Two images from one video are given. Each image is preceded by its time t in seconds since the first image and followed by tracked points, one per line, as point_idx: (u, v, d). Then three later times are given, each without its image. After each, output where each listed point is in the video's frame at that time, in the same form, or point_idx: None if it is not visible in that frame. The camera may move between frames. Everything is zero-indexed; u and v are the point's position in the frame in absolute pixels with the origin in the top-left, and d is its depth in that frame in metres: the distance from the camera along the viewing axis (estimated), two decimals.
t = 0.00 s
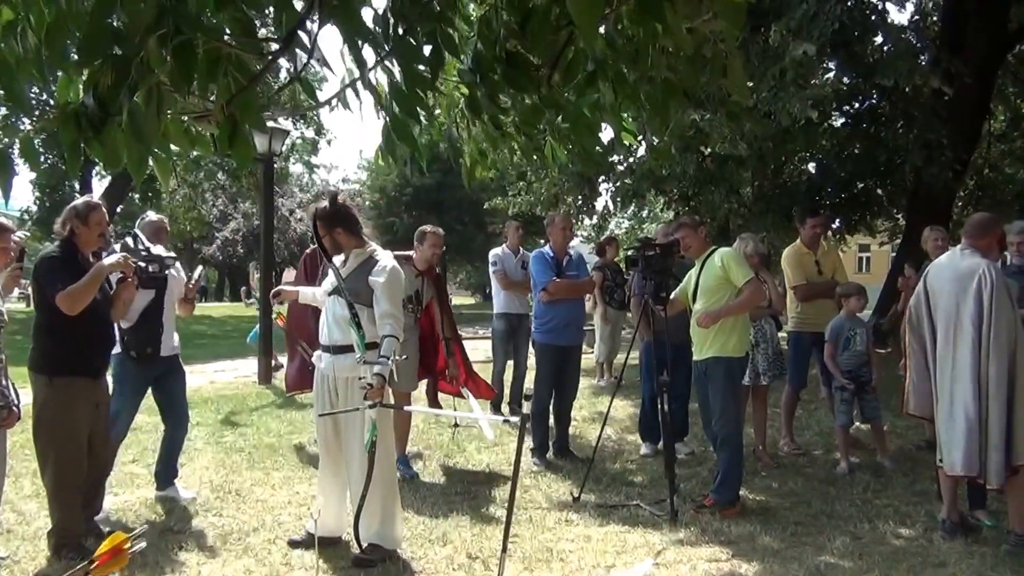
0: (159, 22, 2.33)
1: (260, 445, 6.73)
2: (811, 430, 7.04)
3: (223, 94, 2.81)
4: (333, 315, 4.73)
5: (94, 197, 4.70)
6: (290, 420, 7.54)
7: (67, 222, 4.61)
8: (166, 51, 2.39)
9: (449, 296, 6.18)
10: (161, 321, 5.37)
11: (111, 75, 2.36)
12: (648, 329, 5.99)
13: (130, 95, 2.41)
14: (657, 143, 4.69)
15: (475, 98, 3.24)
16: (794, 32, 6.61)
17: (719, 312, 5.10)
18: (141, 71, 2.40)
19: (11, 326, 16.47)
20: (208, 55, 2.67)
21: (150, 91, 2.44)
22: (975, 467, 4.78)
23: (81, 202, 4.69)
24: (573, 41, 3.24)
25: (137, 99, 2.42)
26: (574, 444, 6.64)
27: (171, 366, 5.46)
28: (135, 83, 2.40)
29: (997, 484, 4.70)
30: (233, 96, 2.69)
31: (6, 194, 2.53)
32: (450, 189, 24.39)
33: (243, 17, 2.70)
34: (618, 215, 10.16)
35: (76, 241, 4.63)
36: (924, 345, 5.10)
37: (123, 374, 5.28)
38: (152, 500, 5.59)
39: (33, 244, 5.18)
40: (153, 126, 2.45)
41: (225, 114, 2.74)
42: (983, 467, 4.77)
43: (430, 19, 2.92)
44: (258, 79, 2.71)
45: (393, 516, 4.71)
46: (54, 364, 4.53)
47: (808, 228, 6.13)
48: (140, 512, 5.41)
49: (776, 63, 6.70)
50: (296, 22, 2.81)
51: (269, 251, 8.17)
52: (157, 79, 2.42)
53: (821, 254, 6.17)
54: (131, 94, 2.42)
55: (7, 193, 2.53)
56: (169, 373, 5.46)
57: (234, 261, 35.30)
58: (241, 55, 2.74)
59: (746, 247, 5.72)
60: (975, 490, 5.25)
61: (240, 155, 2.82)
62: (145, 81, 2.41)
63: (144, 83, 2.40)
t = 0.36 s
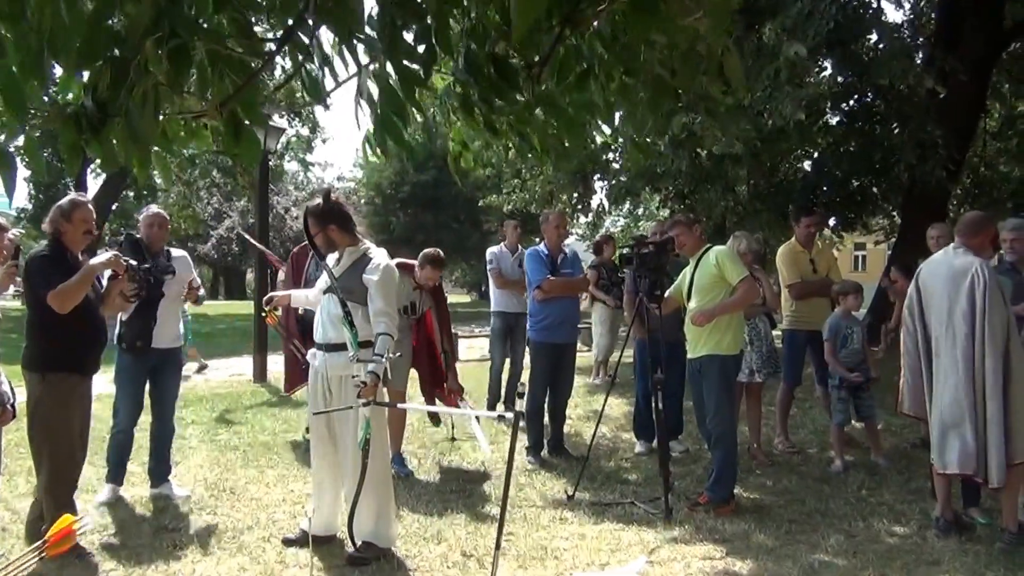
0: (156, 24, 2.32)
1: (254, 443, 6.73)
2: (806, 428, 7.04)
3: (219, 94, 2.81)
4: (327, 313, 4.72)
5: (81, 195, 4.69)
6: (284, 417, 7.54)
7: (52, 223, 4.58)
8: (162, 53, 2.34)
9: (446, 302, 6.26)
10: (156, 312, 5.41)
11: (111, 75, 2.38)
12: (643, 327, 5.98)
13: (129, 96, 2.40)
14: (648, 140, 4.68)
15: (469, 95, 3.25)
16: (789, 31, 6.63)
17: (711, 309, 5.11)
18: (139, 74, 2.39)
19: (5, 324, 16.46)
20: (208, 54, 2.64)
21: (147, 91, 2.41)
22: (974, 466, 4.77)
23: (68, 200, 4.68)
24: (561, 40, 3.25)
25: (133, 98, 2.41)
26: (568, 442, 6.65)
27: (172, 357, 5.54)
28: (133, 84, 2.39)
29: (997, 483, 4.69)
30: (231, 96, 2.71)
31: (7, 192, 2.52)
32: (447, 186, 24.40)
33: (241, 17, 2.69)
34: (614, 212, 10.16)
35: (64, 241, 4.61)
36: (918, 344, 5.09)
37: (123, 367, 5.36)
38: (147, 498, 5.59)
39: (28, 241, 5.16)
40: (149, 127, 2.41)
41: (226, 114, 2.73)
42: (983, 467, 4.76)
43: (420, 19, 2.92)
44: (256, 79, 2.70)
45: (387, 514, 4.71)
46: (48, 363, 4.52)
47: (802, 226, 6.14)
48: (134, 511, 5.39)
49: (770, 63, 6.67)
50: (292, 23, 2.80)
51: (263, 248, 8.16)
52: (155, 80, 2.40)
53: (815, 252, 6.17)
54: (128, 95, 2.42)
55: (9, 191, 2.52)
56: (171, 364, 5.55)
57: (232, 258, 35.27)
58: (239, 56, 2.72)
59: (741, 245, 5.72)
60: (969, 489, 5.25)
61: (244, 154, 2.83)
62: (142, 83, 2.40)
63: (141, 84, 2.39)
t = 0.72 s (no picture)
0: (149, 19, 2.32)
1: (249, 441, 6.73)
2: (800, 426, 7.06)
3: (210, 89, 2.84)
4: (323, 311, 4.72)
5: (78, 196, 4.68)
6: (280, 416, 7.53)
7: (46, 221, 4.59)
8: (155, 49, 2.35)
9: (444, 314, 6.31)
10: (127, 312, 5.37)
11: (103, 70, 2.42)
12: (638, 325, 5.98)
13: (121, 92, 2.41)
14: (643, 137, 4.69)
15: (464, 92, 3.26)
16: (783, 31, 6.65)
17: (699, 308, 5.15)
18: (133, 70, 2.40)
19: None
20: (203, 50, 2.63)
21: (140, 87, 2.42)
22: (960, 463, 4.79)
23: (64, 200, 4.67)
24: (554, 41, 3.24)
25: (127, 94, 2.42)
26: (563, 440, 6.66)
27: (151, 355, 5.46)
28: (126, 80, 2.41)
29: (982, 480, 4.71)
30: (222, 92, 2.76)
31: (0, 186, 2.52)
32: (441, 185, 24.40)
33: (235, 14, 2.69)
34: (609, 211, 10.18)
35: (58, 239, 4.60)
36: (909, 342, 5.11)
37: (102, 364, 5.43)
38: (142, 496, 5.58)
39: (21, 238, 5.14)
40: (140, 122, 2.44)
41: (219, 111, 2.74)
42: (969, 464, 4.78)
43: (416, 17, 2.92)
44: (250, 75, 2.69)
45: (382, 513, 4.71)
46: (38, 361, 4.49)
47: (796, 225, 6.16)
48: (129, 509, 5.39)
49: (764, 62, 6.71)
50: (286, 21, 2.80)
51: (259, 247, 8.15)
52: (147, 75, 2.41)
53: (809, 251, 6.19)
54: (122, 90, 2.43)
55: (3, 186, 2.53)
56: (149, 363, 5.47)
57: (226, 257, 35.24)
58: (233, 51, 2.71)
59: (736, 244, 5.73)
60: (963, 486, 5.27)
61: (231, 150, 2.80)
62: (135, 78, 2.41)
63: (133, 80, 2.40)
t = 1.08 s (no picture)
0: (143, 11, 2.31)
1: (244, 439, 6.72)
2: (794, 424, 7.09)
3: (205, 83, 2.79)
4: (320, 309, 4.72)
5: (79, 197, 4.68)
6: (275, 414, 7.53)
7: (45, 220, 4.58)
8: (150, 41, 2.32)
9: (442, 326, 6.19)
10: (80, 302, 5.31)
11: (98, 63, 2.36)
12: (633, 323, 6.00)
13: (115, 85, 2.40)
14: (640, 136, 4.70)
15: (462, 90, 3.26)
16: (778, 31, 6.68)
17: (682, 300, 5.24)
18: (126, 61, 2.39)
19: None
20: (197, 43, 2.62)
21: (134, 80, 2.41)
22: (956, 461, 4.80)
23: (66, 201, 4.67)
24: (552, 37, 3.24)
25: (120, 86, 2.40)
26: (559, 438, 6.67)
27: (102, 352, 5.40)
28: (119, 72, 2.39)
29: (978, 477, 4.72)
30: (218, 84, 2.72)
31: None
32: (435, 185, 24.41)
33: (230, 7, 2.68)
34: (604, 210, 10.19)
35: (55, 237, 4.59)
36: (903, 342, 5.12)
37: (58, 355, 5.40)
38: (137, 494, 5.57)
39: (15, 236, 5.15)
40: (136, 114, 2.46)
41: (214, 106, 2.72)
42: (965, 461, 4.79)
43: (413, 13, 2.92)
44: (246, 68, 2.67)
45: (378, 511, 4.71)
46: (29, 359, 4.48)
47: (791, 224, 6.18)
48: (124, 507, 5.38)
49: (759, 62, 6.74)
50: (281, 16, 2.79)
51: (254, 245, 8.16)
52: (140, 68, 2.40)
53: (804, 250, 6.21)
54: (115, 83, 2.41)
55: None
56: (105, 361, 5.41)
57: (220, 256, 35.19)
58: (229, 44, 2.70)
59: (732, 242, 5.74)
60: (956, 484, 5.29)
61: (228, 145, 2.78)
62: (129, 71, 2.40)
63: (126, 72, 2.39)
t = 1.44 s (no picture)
0: None
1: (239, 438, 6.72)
2: (789, 422, 7.11)
3: (196, 75, 2.75)
4: (316, 307, 4.71)
5: (68, 192, 4.68)
6: (270, 412, 7.53)
7: (35, 217, 4.58)
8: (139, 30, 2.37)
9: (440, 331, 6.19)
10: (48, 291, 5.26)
11: (85, 48, 2.40)
12: (628, 322, 6.01)
13: (102, 73, 2.40)
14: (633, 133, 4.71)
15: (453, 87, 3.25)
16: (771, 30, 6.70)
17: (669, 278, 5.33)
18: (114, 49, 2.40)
19: None
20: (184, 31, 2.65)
21: (122, 69, 2.41)
22: (954, 458, 4.81)
23: (54, 197, 4.66)
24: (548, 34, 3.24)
25: (109, 76, 2.40)
26: (554, 436, 6.68)
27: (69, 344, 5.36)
28: (108, 60, 2.40)
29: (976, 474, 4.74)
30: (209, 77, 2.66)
31: None
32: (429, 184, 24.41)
33: None
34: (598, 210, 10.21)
35: (46, 234, 4.58)
36: (895, 341, 5.14)
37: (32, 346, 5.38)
38: (130, 493, 5.56)
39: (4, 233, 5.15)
40: (123, 105, 2.42)
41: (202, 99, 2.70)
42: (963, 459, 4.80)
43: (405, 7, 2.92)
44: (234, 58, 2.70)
45: (373, 508, 4.71)
46: (24, 355, 4.47)
47: (785, 223, 6.20)
48: (116, 506, 5.36)
49: (752, 62, 6.77)
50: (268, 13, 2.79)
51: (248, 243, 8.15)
52: (130, 56, 2.41)
53: (797, 249, 6.22)
54: (102, 72, 2.41)
55: None
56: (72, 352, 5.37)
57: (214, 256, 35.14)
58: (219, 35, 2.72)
59: (727, 241, 5.76)
60: (951, 482, 5.31)
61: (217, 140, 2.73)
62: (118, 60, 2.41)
63: (115, 61, 2.39)
